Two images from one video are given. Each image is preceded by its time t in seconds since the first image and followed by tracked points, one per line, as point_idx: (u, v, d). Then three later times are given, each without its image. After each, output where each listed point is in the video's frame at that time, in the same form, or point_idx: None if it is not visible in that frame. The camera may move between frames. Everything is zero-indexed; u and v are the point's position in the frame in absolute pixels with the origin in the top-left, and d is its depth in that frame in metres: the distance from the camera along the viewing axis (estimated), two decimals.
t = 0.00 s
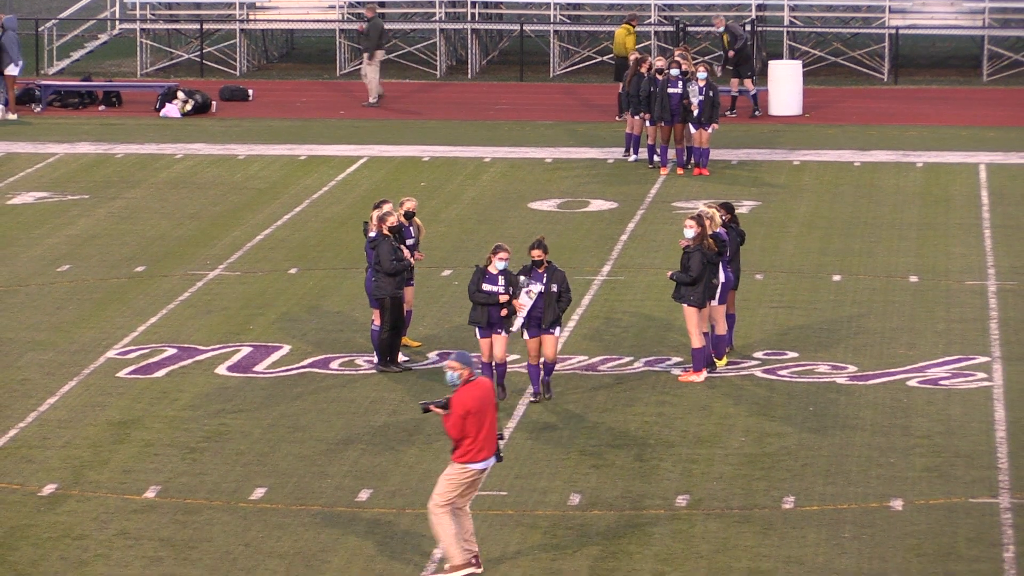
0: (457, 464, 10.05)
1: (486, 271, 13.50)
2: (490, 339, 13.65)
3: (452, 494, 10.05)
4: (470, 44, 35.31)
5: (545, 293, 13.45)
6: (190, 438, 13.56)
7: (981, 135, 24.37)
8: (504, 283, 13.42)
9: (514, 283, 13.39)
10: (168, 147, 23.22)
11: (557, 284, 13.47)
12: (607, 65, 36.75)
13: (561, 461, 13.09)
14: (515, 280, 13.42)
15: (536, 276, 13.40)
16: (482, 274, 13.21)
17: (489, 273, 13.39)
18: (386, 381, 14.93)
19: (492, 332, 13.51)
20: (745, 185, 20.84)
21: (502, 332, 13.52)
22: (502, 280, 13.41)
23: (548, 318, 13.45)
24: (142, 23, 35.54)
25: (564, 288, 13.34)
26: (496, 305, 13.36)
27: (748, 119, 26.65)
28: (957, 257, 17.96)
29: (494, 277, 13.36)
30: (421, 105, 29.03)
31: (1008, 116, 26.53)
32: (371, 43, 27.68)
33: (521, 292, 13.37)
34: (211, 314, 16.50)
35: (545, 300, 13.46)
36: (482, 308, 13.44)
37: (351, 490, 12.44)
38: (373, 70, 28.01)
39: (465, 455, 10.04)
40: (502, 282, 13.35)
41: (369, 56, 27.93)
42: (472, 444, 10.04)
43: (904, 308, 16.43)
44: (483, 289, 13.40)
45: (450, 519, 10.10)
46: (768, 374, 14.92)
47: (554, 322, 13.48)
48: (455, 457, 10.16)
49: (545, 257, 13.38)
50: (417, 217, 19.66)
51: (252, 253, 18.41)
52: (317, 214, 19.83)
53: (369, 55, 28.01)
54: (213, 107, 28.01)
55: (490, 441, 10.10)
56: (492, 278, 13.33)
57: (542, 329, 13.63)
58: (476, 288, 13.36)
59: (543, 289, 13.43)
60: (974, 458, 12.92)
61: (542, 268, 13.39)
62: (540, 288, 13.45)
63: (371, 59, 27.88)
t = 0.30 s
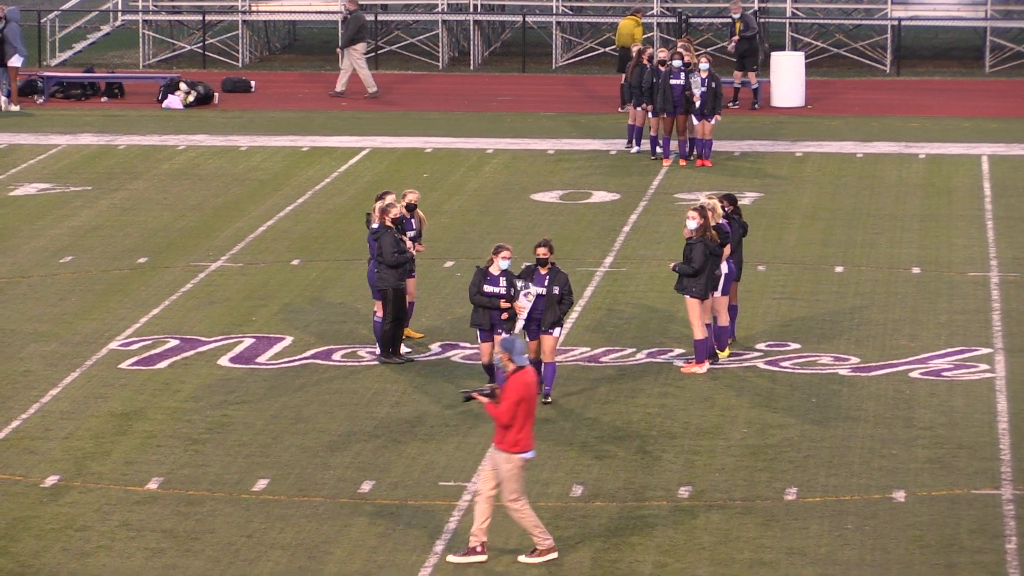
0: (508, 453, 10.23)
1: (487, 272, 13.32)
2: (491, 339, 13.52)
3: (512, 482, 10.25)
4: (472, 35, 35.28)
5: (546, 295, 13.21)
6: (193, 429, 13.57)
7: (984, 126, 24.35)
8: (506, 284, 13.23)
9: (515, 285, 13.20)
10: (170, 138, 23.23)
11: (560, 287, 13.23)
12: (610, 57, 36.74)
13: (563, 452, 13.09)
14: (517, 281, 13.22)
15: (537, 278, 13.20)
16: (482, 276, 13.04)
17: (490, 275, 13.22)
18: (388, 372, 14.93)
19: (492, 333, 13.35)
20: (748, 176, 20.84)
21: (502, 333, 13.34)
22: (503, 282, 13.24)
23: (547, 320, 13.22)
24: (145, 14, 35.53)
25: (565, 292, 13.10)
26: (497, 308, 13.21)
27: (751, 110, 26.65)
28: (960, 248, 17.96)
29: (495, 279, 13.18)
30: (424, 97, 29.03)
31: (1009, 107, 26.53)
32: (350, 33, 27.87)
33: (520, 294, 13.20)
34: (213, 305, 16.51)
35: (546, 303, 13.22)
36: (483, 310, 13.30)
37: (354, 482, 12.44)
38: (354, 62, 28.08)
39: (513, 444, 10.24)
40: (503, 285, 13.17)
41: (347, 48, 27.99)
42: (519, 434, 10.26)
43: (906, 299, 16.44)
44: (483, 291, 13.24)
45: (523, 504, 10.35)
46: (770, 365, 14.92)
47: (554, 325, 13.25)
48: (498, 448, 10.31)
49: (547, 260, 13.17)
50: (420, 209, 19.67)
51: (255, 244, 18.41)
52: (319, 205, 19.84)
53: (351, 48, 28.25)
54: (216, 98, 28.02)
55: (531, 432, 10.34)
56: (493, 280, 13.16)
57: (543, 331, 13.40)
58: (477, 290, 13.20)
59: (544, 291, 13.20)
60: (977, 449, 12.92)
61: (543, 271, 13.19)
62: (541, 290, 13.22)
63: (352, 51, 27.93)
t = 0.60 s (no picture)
0: (569, 447, 10.22)
1: (487, 268, 13.29)
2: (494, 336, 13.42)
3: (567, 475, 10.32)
4: (473, 28, 35.27)
5: (546, 288, 13.15)
6: (195, 423, 13.57)
7: (985, 120, 24.34)
8: (507, 279, 13.17)
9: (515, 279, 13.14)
10: (171, 132, 23.22)
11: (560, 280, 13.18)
12: (611, 51, 36.73)
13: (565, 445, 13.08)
14: (518, 276, 13.18)
15: (537, 271, 13.17)
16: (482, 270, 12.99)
17: (490, 271, 13.18)
18: (389, 366, 14.92)
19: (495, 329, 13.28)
20: (749, 170, 20.83)
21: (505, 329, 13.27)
22: (503, 277, 13.18)
23: (548, 314, 13.13)
24: (146, 8, 35.52)
25: (564, 283, 13.05)
26: (497, 303, 13.14)
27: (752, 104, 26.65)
28: (961, 242, 17.96)
29: (495, 274, 13.12)
30: (425, 91, 29.03)
31: (1008, 101, 26.55)
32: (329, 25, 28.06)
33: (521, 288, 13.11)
34: (214, 299, 16.51)
35: (546, 296, 13.15)
36: (484, 307, 13.22)
37: (355, 476, 12.44)
38: (328, 56, 28.17)
39: (571, 436, 10.25)
40: (503, 279, 13.13)
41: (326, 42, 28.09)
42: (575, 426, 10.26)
43: (908, 293, 16.44)
44: (484, 288, 13.17)
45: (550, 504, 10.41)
46: (771, 359, 14.92)
47: (555, 319, 13.16)
48: (554, 442, 10.26)
49: (546, 252, 13.16)
50: (421, 203, 19.67)
51: (256, 238, 18.42)
52: (321, 199, 19.84)
53: (331, 44, 28.49)
54: (217, 92, 28.03)
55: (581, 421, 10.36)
56: (493, 274, 13.10)
57: (544, 326, 13.30)
58: (477, 286, 13.12)
59: (544, 284, 13.14)
60: (978, 443, 12.92)
61: (544, 263, 13.16)
62: (541, 283, 13.17)
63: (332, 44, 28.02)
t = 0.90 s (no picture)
0: (639, 438, 10.21)
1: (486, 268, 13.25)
2: (491, 336, 13.39)
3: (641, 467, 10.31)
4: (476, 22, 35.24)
5: (541, 290, 13.09)
6: (196, 418, 13.57)
7: (987, 114, 24.33)
8: (504, 280, 13.12)
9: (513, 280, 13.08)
10: (173, 127, 23.22)
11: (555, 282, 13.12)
12: (613, 45, 36.73)
13: (567, 439, 13.08)
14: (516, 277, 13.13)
15: (532, 273, 13.07)
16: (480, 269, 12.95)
17: (488, 271, 13.13)
18: (391, 361, 14.93)
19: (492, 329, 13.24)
20: (751, 165, 20.83)
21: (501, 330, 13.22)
22: (501, 278, 13.12)
23: (542, 317, 13.07)
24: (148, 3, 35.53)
25: (559, 286, 12.99)
26: (495, 303, 13.10)
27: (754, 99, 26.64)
28: (963, 236, 17.96)
29: (493, 274, 13.07)
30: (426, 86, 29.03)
31: (1009, 96, 26.55)
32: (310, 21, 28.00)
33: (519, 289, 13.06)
34: (216, 294, 16.51)
35: (540, 299, 13.08)
36: (482, 306, 13.19)
37: (356, 470, 12.45)
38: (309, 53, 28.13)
39: (640, 429, 10.24)
40: (501, 280, 13.07)
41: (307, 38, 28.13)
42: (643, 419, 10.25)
43: (909, 288, 16.43)
44: (482, 288, 13.13)
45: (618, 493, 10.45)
46: (773, 354, 14.92)
47: (549, 321, 13.10)
48: (623, 436, 10.25)
49: (540, 254, 13.06)
50: (422, 198, 19.68)
51: (258, 233, 18.42)
52: (323, 194, 19.84)
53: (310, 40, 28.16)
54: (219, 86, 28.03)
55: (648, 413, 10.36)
56: (491, 274, 13.05)
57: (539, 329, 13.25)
58: (475, 285, 13.10)
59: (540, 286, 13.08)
60: (980, 437, 12.92)
61: (538, 265, 13.08)
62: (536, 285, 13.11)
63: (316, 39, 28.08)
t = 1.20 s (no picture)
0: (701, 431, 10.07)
1: (479, 270, 13.15)
2: (487, 340, 13.31)
3: (707, 459, 10.18)
4: (477, 17, 35.25)
5: (539, 288, 13.11)
6: (198, 411, 13.57)
7: (988, 109, 24.32)
8: (500, 281, 13.05)
9: (509, 281, 13.03)
10: (175, 121, 23.22)
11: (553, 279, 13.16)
12: (615, 39, 36.74)
13: (569, 433, 13.07)
14: (512, 277, 13.08)
15: (530, 271, 13.09)
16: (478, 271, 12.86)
17: (483, 272, 13.05)
18: (393, 355, 14.93)
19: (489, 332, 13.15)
20: (753, 159, 20.82)
21: (498, 332, 13.15)
22: (496, 279, 13.05)
23: (542, 315, 13.09)
24: None
25: (559, 283, 13.05)
26: (491, 305, 13.01)
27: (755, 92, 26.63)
28: (965, 230, 17.95)
29: (489, 276, 12.99)
30: (427, 80, 29.03)
31: (1010, 90, 26.53)
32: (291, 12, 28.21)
33: (517, 289, 13.01)
34: (218, 288, 16.51)
35: (539, 297, 13.10)
36: (477, 310, 13.09)
37: (358, 464, 12.45)
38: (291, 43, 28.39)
39: (701, 422, 10.10)
40: (497, 282, 13.00)
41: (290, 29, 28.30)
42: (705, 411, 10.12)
43: (911, 282, 16.42)
44: (476, 290, 13.04)
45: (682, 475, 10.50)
46: (775, 348, 14.91)
47: (549, 319, 13.13)
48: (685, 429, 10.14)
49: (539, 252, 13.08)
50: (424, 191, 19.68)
51: (260, 226, 18.43)
52: (324, 188, 19.84)
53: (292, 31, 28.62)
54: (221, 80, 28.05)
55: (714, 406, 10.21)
56: (487, 276, 12.96)
57: (537, 327, 13.28)
58: (471, 288, 13.01)
59: (539, 284, 13.10)
60: (982, 431, 12.91)
61: (536, 263, 13.09)
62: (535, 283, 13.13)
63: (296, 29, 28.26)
